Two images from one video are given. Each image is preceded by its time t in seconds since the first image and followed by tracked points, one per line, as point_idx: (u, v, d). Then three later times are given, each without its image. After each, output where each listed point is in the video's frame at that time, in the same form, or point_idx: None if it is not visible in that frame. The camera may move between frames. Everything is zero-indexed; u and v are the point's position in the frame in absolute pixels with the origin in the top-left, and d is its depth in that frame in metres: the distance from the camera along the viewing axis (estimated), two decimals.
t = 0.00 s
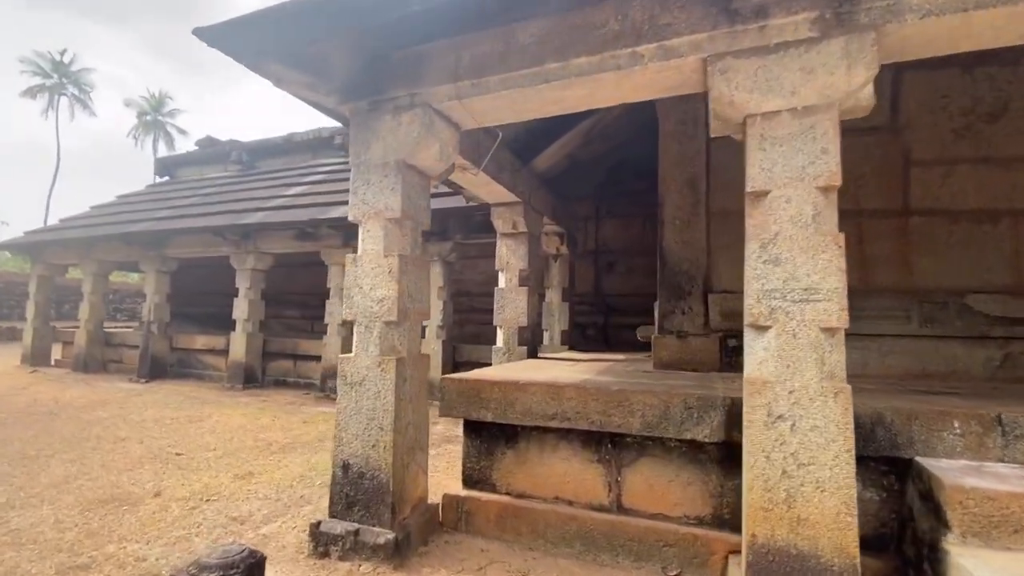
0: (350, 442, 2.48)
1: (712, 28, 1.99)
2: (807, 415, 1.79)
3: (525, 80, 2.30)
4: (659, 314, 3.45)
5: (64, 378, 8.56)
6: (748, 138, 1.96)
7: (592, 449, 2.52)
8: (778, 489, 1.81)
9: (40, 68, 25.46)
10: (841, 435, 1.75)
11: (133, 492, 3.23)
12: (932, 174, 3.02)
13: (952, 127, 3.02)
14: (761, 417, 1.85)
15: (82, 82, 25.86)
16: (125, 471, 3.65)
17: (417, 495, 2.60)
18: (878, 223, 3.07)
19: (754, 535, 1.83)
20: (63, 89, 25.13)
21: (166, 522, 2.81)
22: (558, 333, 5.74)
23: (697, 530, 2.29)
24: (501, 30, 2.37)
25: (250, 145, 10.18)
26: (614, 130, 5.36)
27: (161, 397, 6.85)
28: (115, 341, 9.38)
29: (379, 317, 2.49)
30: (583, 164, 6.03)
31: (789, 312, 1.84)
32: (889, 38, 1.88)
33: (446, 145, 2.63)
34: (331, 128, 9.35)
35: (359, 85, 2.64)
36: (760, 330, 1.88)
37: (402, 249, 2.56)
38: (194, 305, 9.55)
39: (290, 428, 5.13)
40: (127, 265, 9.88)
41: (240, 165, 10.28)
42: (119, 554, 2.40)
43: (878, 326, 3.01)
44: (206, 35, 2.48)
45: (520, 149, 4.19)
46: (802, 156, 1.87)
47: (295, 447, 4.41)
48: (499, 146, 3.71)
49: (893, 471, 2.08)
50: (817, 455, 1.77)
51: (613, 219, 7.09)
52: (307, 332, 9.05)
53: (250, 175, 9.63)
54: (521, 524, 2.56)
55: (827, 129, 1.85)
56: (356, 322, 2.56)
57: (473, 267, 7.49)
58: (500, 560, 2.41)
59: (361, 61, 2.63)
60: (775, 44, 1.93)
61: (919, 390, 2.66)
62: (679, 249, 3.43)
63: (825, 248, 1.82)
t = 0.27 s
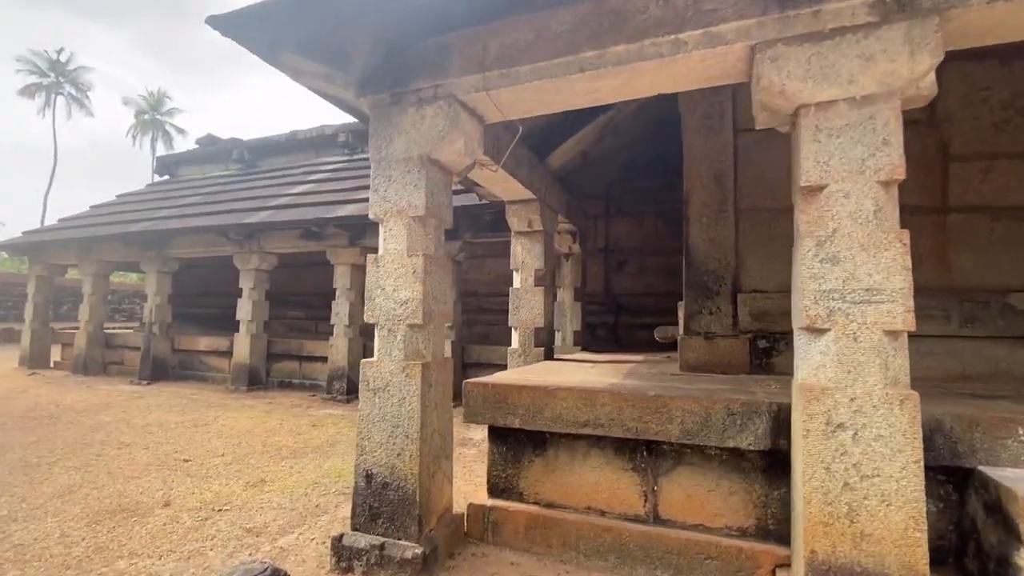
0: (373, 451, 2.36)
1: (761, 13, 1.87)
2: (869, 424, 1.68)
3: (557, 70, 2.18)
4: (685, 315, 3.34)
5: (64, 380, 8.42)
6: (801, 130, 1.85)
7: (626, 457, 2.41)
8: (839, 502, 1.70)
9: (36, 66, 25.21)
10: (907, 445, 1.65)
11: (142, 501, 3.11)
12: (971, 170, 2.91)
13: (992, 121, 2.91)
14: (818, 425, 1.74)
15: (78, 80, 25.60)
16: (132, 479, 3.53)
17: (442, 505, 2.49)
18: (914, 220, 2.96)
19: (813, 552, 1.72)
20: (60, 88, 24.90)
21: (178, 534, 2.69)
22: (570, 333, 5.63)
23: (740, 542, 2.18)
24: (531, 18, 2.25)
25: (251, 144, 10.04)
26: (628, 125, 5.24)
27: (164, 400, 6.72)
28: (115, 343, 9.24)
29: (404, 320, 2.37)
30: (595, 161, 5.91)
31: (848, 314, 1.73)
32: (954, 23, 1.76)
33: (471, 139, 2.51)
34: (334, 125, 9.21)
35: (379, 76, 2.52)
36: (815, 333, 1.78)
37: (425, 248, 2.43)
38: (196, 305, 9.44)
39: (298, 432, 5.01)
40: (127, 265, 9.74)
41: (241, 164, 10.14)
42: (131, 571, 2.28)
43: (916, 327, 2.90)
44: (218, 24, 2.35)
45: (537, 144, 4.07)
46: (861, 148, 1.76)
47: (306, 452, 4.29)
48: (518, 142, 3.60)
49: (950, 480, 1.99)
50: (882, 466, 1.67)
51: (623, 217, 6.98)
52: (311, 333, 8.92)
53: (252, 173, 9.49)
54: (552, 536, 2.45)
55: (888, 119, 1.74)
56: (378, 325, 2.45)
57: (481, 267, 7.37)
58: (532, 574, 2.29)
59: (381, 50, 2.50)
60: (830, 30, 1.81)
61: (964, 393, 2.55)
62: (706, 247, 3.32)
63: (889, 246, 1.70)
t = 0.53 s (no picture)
0: (390, 457, 2.27)
1: (801, 6, 1.83)
2: (916, 426, 1.64)
3: (585, 63, 2.12)
4: (700, 316, 3.29)
5: (47, 383, 8.16)
6: (842, 126, 1.81)
7: (650, 461, 2.35)
8: (884, 507, 1.65)
9: (15, 61, 24.56)
10: (955, 447, 1.61)
11: (139, 510, 2.97)
12: (988, 171, 2.90)
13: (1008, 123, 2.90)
14: (862, 428, 1.70)
15: (60, 76, 24.99)
16: (127, 486, 3.38)
17: (460, 513, 2.40)
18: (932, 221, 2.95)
19: (857, 558, 1.67)
20: (41, 84, 24.28)
21: (180, 544, 2.57)
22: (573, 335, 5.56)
23: (771, 548, 2.13)
24: (559, 9, 2.19)
25: (243, 142, 9.83)
26: (632, 125, 5.21)
27: (153, 404, 6.52)
28: (100, 344, 8.98)
29: (423, 320, 2.28)
30: (597, 161, 5.87)
31: (893, 314, 1.69)
32: (998, 19, 1.73)
33: (492, 133, 2.43)
34: (329, 124, 9.06)
35: (397, 67, 2.42)
36: (858, 333, 1.74)
37: (445, 246, 2.35)
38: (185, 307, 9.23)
39: (296, 436, 4.88)
40: (113, 265, 9.49)
41: (232, 162, 9.93)
42: None
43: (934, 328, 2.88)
44: (228, 9, 2.24)
45: (546, 142, 4.01)
46: (905, 145, 1.73)
47: (307, 457, 4.17)
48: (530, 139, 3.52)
49: (987, 483, 1.94)
50: (929, 470, 1.63)
51: (623, 218, 6.96)
52: (304, 335, 8.75)
53: (243, 172, 9.30)
54: (574, 543, 2.37)
55: (932, 116, 1.71)
56: (395, 325, 2.36)
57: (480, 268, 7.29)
58: None
59: (399, 41, 2.41)
60: (872, 24, 1.78)
61: (987, 395, 2.53)
62: (721, 247, 3.28)
63: (934, 245, 1.67)
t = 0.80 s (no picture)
0: (410, 464, 2.19)
1: (838, 6, 1.81)
2: (957, 430, 1.63)
3: (615, 60, 2.07)
4: (713, 317, 3.28)
5: (27, 386, 7.89)
6: (879, 127, 1.79)
7: (675, 466, 2.31)
8: (926, 513, 1.64)
9: None
10: (996, 452, 1.60)
11: (139, 520, 2.85)
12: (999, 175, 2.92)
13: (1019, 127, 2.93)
14: (902, 432, 1.68)
15: (38, 69, 24.27)
16: (124, 494, 3.25)
17: (480, 520, 2.34)
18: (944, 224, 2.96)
19: (899, 565, 1.65)
20: (18, 77, 23.56)
21: (186, 556, 2.47)
22: (575, 337, 5.52)
23: (799, 553, 2.11)
24: (586, 5, 2.14)
25: (232, 138, 9.62)
26: (635, 126, 5.20)
27: (141, 407, 6.33)
28: (83, 346, 8.71)
29: (444, 323, 2.21)
30: (598, 161, 5.85)
31: (933, 318, 1.67)
32: None
33: (513, 131, 2.37)
34: (321, 121, 8.90)
35: (416, 61, 2.34)
36: (898, 337, 1.72)
37: (466, 246, 2.29)
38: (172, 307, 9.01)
39: (294, 440, 4.76)
40: (97, 264, 9.22)
41: (220, 159, 9.71)
42: None
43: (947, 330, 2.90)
44: None
45: (554, 142, 3.97)
46: (944, 146, 1.71)
47: (308, 462, 4.06)
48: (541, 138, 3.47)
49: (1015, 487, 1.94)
50: (971, 475, 1.61)
51: (621, 218, 6.95)
52: (296, 336, 8.59)
53: (233, 169, 9.10)
54: (596, 550, 2.33)
55: (971, 118, 1.70)
56: (414, 328, 2.29)
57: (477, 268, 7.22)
58: None
59: (418, 35, 2.34)
60: (910, 25, 1.77)
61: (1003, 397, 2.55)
62: (734, 249, 3.26)
63: (974, 248, 1.65)
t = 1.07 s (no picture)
0: (437, 466, 2.13)
1: None
2: (1010, 431, 1.60)
3: (649, 51, 2.02)
4: (733, 315, 3.23)
5: (21, 386, 7.75)
6: (926, 120, 1.75)
7: (707, 467, 2.26)
8: (978, 515, 1.61)
9: None
10: None
11: (150, 525, 2.77)
12: None
13: None
14: (953, 433, 1.64)
15: (29, 64, 23.89)
16: (132, 498, 3.17)
17: (507, 524, 2.28)
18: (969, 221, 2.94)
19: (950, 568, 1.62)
20: (9, 73, 23.20)
21: (201, 562, 2.39)
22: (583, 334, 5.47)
23: (837, 555, 2.07)
24: None
25: (230, 134, 9.48)
26: (645, 122, 5.15)
27: (140, 408, 6.22)
28: (78, 345, 8.57)
29: (471, 322, 2.15)
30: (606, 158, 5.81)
31: (984, 316, 1.64)
32: None
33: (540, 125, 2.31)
34: (321, 116, 8.78)
35: (440, 52, 2.28)
36: (948, 336, 1.68)
37: (492, 243, 2.22)
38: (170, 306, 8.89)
39: (301, 440, 4.68)
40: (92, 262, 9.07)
41: (218, 155, 9.57)
42: None
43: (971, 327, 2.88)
44: None
45: (568, 137, 3.91)
46: (994, 140, 1.68)
47: (318, 463, 3.99)
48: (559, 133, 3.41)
49: None
50: None
51: (627, 216, 6.92)
52: (296, 334, 8.50)
53: (232, 165, 8.97)
54: (626, 553, 2.27)
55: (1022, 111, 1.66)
56: (439, 327, 2.22)
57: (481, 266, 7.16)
58: None
59: (443, 24, 2.27)
60: (959, 16, 1.72)
61: None
62: (754, 246, 3.22)
63: None
